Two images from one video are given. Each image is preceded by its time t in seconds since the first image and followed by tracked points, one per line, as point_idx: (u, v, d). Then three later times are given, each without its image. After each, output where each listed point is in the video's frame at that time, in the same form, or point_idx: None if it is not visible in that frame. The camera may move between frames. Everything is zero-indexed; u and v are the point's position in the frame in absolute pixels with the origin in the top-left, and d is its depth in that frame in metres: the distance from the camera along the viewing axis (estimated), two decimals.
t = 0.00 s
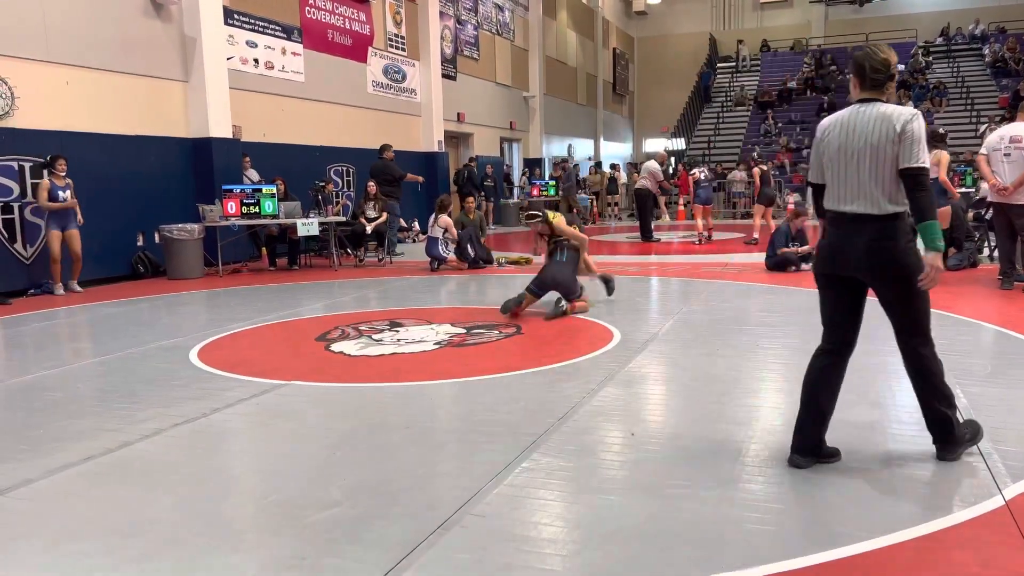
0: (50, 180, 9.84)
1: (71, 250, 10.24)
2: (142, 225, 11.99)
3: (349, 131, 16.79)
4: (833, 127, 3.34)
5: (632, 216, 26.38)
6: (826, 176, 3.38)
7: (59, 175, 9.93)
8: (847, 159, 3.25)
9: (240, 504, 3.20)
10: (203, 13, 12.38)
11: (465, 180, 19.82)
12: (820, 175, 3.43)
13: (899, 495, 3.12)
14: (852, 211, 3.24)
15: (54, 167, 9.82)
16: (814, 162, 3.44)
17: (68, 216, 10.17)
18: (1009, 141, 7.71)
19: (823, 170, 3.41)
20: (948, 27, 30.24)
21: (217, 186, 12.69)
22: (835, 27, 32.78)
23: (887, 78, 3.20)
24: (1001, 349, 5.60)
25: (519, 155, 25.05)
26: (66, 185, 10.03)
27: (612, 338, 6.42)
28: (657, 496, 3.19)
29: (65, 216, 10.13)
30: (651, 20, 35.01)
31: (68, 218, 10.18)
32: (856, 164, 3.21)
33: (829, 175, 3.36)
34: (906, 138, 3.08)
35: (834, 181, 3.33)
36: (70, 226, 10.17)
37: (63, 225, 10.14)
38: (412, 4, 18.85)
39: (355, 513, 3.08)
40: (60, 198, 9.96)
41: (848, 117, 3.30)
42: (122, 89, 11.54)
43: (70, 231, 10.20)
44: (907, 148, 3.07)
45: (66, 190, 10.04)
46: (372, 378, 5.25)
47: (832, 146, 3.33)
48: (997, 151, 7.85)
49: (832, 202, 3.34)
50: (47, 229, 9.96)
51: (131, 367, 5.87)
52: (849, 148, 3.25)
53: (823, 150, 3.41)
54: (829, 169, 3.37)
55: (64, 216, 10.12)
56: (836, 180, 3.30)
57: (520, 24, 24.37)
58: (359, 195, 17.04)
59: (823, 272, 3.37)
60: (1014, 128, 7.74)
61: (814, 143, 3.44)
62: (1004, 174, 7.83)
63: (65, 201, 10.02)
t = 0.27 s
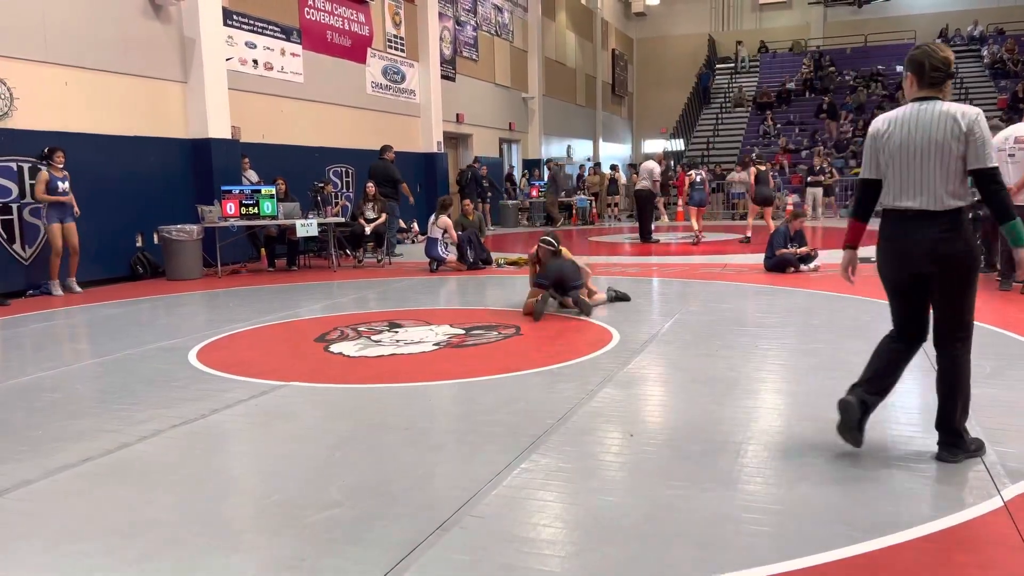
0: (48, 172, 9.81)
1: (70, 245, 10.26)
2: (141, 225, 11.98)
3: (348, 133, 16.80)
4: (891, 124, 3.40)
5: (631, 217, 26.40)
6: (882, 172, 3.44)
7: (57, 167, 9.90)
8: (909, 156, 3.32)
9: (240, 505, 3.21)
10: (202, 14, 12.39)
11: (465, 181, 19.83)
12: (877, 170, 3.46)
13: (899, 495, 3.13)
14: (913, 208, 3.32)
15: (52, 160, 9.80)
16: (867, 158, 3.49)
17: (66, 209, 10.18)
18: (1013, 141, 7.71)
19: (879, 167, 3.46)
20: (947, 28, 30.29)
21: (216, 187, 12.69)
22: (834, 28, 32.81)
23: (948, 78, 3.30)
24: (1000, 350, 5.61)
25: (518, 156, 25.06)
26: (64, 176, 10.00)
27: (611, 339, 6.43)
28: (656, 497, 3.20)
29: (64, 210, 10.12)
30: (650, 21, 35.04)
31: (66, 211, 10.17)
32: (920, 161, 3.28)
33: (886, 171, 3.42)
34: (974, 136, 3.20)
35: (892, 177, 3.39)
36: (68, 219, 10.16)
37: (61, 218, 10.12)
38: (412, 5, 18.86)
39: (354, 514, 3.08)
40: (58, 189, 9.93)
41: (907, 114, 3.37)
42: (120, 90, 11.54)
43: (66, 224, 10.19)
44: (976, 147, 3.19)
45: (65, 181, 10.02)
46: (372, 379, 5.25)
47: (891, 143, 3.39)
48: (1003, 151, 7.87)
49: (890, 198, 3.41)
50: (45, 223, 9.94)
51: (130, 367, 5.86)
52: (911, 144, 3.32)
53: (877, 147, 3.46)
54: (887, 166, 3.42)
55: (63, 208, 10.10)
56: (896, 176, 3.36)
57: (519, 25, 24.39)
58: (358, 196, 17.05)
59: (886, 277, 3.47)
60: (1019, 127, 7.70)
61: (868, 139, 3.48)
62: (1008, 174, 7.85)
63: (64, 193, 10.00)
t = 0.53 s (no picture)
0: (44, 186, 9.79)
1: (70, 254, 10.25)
2: (138, 227, 11.96)
3: (345, 133, 16.79)
4: (934, 125, 3.41)
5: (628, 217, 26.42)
6: (924, 171, 3.43)
7: (54, 181, 9.91)
8: (953, 158, 3.37)
9: (238, 506, 3.20)
10: (199, 15, 12.38)
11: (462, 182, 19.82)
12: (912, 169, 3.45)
13: (896, 496, 3.13)
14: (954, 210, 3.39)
15: (49, 173, 9.80)
16: (906, 156, 3.45)
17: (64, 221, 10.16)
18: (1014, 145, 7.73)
19: (918, 166, 3.45)
20: (943, 29, 30.37)
21: (213, 187, 12.67)
22: (831, 29, 32.88)
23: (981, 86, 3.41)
24: (997, 350, 5.63)
25: (515, 156, 25.07)
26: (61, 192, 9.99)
27: (609, 340, 6.44)
28: (654, 497, 3.20)
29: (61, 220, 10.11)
30: (647, 23, 35.07)
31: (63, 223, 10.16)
32: (966, 164, 3.35)
33: (926, 170, 3.43)
34: (1010, 143, 3.35)
35: (932, 177, 3.42)
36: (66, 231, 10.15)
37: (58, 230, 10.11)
38: (409, 6, 18.86)
39: (352, 514, 3.08)
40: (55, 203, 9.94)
41: (944, 117, 3.42)
42: (117, 90, 11.53)
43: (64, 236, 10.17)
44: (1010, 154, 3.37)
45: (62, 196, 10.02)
46: (369, 380, 5.25)
47: (933, 144, 3.41)
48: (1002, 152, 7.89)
49: (930, 198, 3.44)
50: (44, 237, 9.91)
51: (127, 369, 5.85)
52: (956, 147, 3.37)
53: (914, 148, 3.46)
54: (927, 165, 3.43)
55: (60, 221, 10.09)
56: (940, 177, 3.39)
57: (516, 26, 24.40)
58: (355, 197, 17.05)
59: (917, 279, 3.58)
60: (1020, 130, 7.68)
61: (909, 138, 3.45)
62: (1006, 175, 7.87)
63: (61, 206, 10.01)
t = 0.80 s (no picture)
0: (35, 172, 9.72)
1: (58, 245, 10.11)
2: (132, 227, 11.91)
3: (340, 134, 16.77)
4: (938, 127, 3.64)
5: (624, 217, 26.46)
6: (929, 170, 3.66)
7: (45, 167, 9.83)
8: (957, 158, 3.60)
9: (234, 506, 3.20)
10: (194, 15, 12.34)
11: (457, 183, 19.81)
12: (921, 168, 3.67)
13: (890, 495, 3.14)
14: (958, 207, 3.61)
15: (40, 159, 9.73)
16: (911, 157, 3.70)
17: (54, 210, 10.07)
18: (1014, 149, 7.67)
19: (922, 165, 3.68)
20: (936, 30, 30.49)
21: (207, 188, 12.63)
22: (825, 30, 32.98)
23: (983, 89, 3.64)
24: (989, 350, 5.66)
25: (510, 157, 25.08)
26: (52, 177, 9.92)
27: (603, 339, 6.45)
28: (649, 497, 3.21)
29: (52, 211, 10.02)
30: (641, 23, 35.11)
31: (54, 211, 10.06)
32: (970, 163, 3.57)
33: (931, 170, 3.66)
34: (1010, 141, 3.59)
35: (937, 176, 3.65)
36: (56, 219, 10.04)
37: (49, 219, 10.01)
38: (404, 6, 18.84)
39: (347, 515, 3.08)
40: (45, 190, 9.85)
41: (948, 120, 3.65)
42: (111, 90, 11.48)
43: (55, 225, 10.07)
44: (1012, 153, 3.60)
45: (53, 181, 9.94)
46: (365, 380, 5.24)
47: (938, 144, 3.63)
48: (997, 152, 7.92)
49: (936, 196, 3.67)
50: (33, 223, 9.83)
51: (122, 369, 5.82)
52: (960, 147, 3.59)
53: (922, 148, 3.68)
54: (932, 165, 3.66)
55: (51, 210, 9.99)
56: (945, 176, 3.62)
57: (511, 26, 24.39)
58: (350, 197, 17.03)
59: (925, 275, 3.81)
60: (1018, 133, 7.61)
61: (914, 139, 3.68)
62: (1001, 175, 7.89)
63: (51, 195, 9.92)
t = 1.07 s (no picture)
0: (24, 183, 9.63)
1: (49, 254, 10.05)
2: (123, 226, 11.85)
3: (331, 132, 16.72)
4: (937, 126, 3.92)
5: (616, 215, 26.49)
6: (928, 166, 3.94)
7: (34, 179, 9.72)
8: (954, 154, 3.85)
9: (225, 506, 3.19)
10: (184, 13, 12.28)
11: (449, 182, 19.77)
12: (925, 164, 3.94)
13: (880, 492, 3.17)
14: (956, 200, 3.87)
15: (30, 171, 9.61)
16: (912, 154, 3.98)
17: (45, 220, 10.00)
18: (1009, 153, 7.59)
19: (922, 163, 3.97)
20: (927, 28, 30.62)
21: (198, 186, 12.58)
22: (816, 28, 33.07)
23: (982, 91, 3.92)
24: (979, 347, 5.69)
25: (503, 155, 25.06)
26: (42, 190, 9.83)
27: (596, 338, 6.46)
28: (641, 495, 3.22)
29: (42, 221, 9.95)
30: (634, 21, 35.13)
31: (44, 221, 9.99)
32: (967, 158, 3.81)
33: (930, 166, 3.93)
34: (1009, 139, 3.84)
35: (936, 173, 3.92)
36: (46, 229, 9.99)
37: (39, 229, 9.95)
38: (395, 4, 18.79)
39: (339, 514, 3.07)
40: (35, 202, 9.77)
41: (947, 119, 3.92)
42: (100, 89, 11.41)
43: (47, 235, 10.02)
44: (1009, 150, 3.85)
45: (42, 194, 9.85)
46: (356, 379, 5.23)
47: (936, 142, 3.91)
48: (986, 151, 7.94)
49: (934, 191, 3.94)
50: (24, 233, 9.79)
51: (112, 369, 5.80)
52: (957, 144, 3.85)
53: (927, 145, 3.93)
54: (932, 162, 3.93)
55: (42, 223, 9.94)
56: (943, 171, 3.88)
57: (503, 24, 24.36)
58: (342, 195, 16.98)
59: (924, 263, 4.04)
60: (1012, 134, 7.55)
61: (914, 137, 3.96)
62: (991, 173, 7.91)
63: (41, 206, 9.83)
